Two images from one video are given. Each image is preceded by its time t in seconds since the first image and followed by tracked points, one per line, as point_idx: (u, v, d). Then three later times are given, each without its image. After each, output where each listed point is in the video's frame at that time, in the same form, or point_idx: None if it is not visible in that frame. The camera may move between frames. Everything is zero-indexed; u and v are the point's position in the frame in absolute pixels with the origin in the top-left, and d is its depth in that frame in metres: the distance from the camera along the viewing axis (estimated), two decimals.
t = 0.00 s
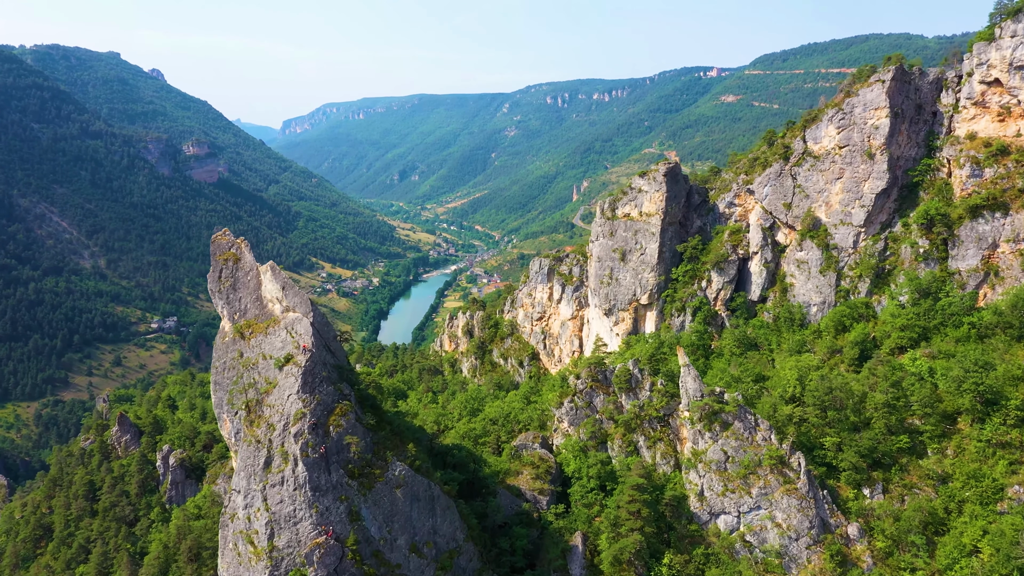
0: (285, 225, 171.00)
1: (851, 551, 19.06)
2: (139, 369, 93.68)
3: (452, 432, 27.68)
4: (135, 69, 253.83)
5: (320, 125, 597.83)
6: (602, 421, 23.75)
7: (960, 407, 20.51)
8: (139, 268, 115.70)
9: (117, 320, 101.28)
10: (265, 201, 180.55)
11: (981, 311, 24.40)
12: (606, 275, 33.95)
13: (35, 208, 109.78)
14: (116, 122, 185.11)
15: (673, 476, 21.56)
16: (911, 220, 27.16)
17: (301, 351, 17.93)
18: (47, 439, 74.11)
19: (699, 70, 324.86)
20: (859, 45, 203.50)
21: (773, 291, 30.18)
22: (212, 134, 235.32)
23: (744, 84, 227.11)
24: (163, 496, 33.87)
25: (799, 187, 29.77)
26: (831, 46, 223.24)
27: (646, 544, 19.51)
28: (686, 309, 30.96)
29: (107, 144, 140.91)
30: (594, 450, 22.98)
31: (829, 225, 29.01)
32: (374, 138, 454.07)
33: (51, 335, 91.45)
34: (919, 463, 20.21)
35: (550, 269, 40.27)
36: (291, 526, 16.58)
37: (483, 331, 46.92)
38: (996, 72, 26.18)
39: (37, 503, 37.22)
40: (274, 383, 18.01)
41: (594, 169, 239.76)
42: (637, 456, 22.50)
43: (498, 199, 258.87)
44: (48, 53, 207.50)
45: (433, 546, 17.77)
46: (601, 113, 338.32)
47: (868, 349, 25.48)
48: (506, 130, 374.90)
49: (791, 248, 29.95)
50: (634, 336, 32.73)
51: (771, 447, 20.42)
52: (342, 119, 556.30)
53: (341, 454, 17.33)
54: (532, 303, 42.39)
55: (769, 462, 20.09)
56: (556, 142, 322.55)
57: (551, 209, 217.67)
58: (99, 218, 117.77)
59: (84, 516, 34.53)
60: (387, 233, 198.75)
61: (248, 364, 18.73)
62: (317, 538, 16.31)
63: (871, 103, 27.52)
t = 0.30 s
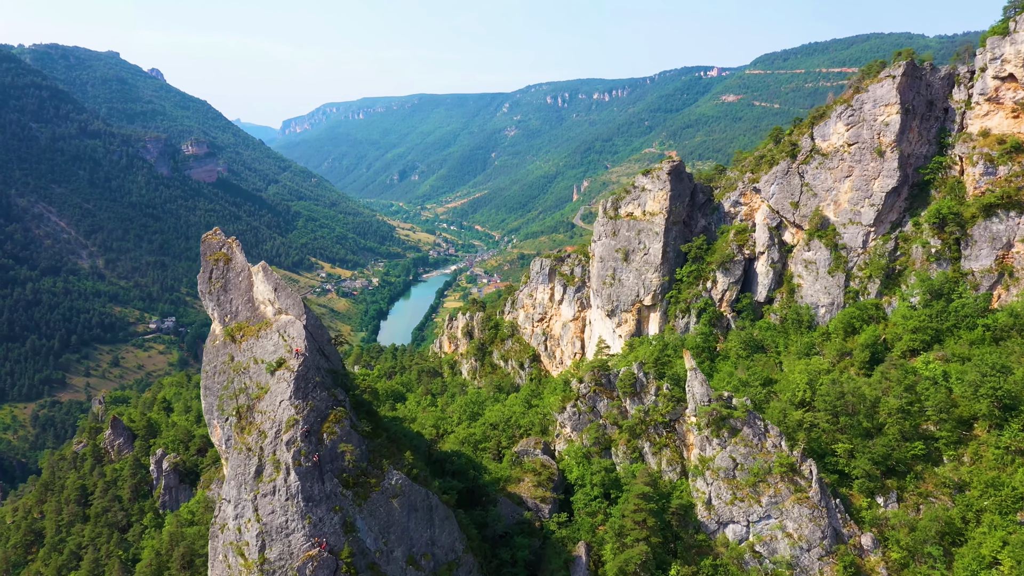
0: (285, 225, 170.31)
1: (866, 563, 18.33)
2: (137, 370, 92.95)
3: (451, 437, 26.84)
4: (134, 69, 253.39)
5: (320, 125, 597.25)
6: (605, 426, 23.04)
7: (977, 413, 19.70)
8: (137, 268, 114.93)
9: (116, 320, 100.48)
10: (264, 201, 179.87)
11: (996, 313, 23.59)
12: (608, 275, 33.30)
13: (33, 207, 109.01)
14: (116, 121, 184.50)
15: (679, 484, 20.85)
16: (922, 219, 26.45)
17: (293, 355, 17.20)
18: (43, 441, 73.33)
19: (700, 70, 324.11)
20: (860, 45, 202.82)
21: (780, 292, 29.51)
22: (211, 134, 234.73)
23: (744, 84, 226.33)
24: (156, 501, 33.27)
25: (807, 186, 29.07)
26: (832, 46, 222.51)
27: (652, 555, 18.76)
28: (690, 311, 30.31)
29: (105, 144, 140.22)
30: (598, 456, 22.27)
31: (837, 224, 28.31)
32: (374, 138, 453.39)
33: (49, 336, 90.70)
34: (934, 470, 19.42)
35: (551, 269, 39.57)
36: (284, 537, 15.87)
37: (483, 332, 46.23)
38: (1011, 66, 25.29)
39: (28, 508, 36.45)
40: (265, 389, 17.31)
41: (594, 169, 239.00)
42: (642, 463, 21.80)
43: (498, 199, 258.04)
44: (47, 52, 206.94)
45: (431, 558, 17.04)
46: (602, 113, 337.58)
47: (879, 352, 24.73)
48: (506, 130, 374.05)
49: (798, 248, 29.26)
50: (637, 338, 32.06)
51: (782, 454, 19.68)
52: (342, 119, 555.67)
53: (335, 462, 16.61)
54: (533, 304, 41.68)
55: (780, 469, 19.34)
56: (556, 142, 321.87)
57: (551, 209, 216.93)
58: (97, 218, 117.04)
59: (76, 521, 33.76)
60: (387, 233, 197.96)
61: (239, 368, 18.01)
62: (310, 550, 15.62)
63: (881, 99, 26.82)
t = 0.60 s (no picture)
0: (284, 225, 169.65)
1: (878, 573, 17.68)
2: (136, 371, 92.25)
3: (450, 442, 26.13)
4: (134, 69, 252.69)
5: (320, 125, 596.51)
6: (609, 430, 22.41)
7: (993, 418, 18.99)
8: (136, 268, 114.22)
9: (114, 320, 99.79)
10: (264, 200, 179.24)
11: (1010, 313, 22.89)
12: (610, 275, 32.75)
13: (31, 207, 108.29)
14: (115, 121, 183.81)
15: (685, 491, 20.22)
16: (932, 218, 25.83)
17: (287, 359, 16.57)
18: (41, 442, 72.63)
19: (700, 70, 323.46)
20: (861, 44, 202.35)
21: (786, 293, 28.93)
22: (211, 134, 233.99)
23: (745, 84, 225.60)
24: (150, 506, 32.62)
25: (813, 184, 28.47)
26: (832, 45, 221.83)
27: (657, 565, 18.07)
28: (694, 312, 29.76)
29: (104, 143, 139.59)
30: (601, 462, 21.64)
31: (844, 224, 27.75)
32: (374, 138, 452.66)
33: (46, 336, 89.97)
34: (949, 478, 18.72)
35: (552, 269, 38.97)
36: (276, 548, 15.27)
37: (483, 333, 45.69)
38: None
39: (20, 513, 35.80)
40: (257, 394, 16.68)
41: (594, 168, 238.34)
42: (646, 469, 21.19)
43: (498, 198, 257.31)
44: (46, 52, 206.12)
45: (428, 569, 16.41)
46: (602, 113, 336.92)
47: (889, 355, 24.08)
48: (506, 130, 373.36)
49: (805, 248, 28.69)
50: (640, 339, 31.49)
51: (791, 460, 19.01)
52: (342, 118, 554.88)
53: (330, 470, 15.98)
54: (534, 305, 41.08)
55: (789, 477, 18.70)
56: (556, 142, 321.13)
57: (551, 209, 216.23)
58: (96, 218, 116.33)
59: (68, 526, 33.14)
60: (386, 233, 197.26)
61: (230, 372, 17.39)
62: (303, 562, 14.98)
63: (890, 96, 26.24)
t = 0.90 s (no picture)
0: (283, 225, 168.86)
1: None
2: (134, 372, 91.46)
3: (448, 449, 25.30)
4: (133, 68, 251.65)
5: (320, 125, 595.63)
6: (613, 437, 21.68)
7: (1013, 423, 18.24)
8: (134, 268, 113.39)
9: (112, 321, 99.00)
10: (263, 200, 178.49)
11: None
12: (613, 276, 32.11)
13: (30, 207, 107.48)
14: (113, 121, 182.99)
15: (693, 499, 19.53)
16: (945, 217, 25.11)
17: (278, 364, 15.85)
18: (37, 443, 71.86)
19: (700, 69, 322.63)
20: (862, 44, 201.57)
21: (794, 294, 28.22)
22: (210, 133, 233.14)
23: (745, 83, 224.66)
24: (143, 511, 31.87)
25: (822, 183, 27.77)
26: (833, 45, 220.85)
27: None
28: (699, 314, 29.12)
29: (103, 143, 138.82)
30: (605, 469, 20.94)
31: (854, 223, 27.04)
32: (374, 138, 451.74)
33: (44, 337, 89.13)
34: (967, 486, 17.99)
35: (553, 269, 38.28)
36: (266, 562, 14.57)
37: (483, 334, 44.97)
38: None
39: (11, 518, 35.04)
40: (247, 400, 15.98)
41: (595, 168, 237.56)
42: (652, 477, 20.44)
43: (498, 198, 256.46)
44: (44, 51, 205.07)
45: None
46: (602, 112, 336.05)
47: (902, 357, 23.35)
48: (506, 129, 372.48)
49: (813, 247, 27.96)
50: (644, 341, 30.85)
51: (803, 468, 18.28)
52: (342, 118, 553.84)
53: (323, 480, 15.26)
54: (534, 306, 40.42)
55: (801, 485, 17.97)
56: (556, 142, 320.19)
57: (552, 208, 215.43)
58: (94, 218, 115.56)
59: (59, 532, 32.38)
60: (386, 233, 196.49)
61: (220, 377, 16.69)
62: None
63: (901, 92, 25.54)
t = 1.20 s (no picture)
0: (283, 225, 168.21)
1: None
2: (132, 372, 90.77)
3: (447, 455, 24.61)
4: (132, 68, 250.87)
5: (320, 125, 594.79)
6: (617, 442, 21.01)
7: None
8: (133, 268, 112.66)
9: (110, 321, 98.29)
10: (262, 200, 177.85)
11: None
12: (616, 277, 31.56)
13: (28, 207, 106.76)
14: (112, 120, 182.40)
15: (700, 507, 18.89)
16: (956, 216, 24.49)
17: (270, 368, 15.22)
18: (34, 444, 71.21)
19: (700, 69, 322.10)
20: (863, 43, 201.07)
21: (801, 295, 27.59)
22: (209, 133, 232.43)
23: (745, 83, 224.07)
24: (136, 517, 31.31)
25: (830, 181, 27.15)
26: (833, 44, 220.34)
27: None
28: (704, 315, 28.53)
29: (101, 143, 138.17)
30: (609, 475, 20.28)
31: (862, 222, 26.44)
32: (374, 138, 450.98)
33: (41, 337, 88.38)
34: (984, 494, 17.32)
35: (555, 270, 37.66)
36: None
37: (483, 336, 44.35)
38: None
39: (2, 523, 34.38)
40: (238, 406, 15.36)
41: (595, 168, 236.95)
42: (657, 484, 19.79)
43: (498, 198, 255.76)
44: (43, 51, 204.31)
45: None
46: (602, 112, 335.49)
47: (913, 360, 22.70)
48: (506, 129, 371.81)
49: (821, 247, 27.35)
50: (647, 343, 30.25)
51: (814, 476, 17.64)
52: (341, 118, 552.91)
53: (316, 489, 14.63)
54: (535, 306, 39.82)
55: (812, 494, 17.32)
56: (556, 142, 319.48)
57: (552, 208, 214.88)
58: (93, 217, 114.88)
59: (51, 537, 31.75)
60: (386, 233, 195.85)
61: (210, 383, 16.08)
62: None
63: (912, 88, 24.92)
